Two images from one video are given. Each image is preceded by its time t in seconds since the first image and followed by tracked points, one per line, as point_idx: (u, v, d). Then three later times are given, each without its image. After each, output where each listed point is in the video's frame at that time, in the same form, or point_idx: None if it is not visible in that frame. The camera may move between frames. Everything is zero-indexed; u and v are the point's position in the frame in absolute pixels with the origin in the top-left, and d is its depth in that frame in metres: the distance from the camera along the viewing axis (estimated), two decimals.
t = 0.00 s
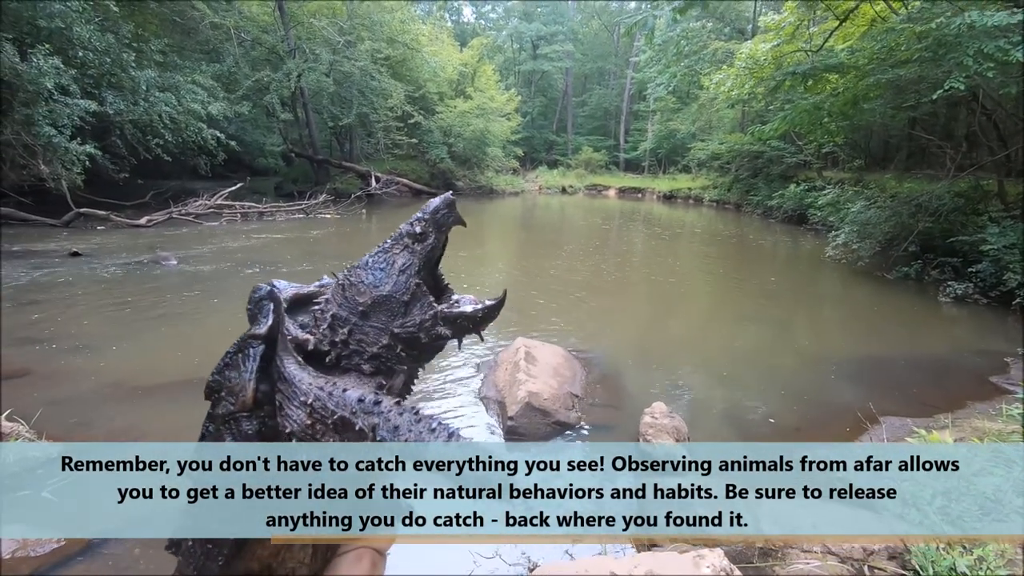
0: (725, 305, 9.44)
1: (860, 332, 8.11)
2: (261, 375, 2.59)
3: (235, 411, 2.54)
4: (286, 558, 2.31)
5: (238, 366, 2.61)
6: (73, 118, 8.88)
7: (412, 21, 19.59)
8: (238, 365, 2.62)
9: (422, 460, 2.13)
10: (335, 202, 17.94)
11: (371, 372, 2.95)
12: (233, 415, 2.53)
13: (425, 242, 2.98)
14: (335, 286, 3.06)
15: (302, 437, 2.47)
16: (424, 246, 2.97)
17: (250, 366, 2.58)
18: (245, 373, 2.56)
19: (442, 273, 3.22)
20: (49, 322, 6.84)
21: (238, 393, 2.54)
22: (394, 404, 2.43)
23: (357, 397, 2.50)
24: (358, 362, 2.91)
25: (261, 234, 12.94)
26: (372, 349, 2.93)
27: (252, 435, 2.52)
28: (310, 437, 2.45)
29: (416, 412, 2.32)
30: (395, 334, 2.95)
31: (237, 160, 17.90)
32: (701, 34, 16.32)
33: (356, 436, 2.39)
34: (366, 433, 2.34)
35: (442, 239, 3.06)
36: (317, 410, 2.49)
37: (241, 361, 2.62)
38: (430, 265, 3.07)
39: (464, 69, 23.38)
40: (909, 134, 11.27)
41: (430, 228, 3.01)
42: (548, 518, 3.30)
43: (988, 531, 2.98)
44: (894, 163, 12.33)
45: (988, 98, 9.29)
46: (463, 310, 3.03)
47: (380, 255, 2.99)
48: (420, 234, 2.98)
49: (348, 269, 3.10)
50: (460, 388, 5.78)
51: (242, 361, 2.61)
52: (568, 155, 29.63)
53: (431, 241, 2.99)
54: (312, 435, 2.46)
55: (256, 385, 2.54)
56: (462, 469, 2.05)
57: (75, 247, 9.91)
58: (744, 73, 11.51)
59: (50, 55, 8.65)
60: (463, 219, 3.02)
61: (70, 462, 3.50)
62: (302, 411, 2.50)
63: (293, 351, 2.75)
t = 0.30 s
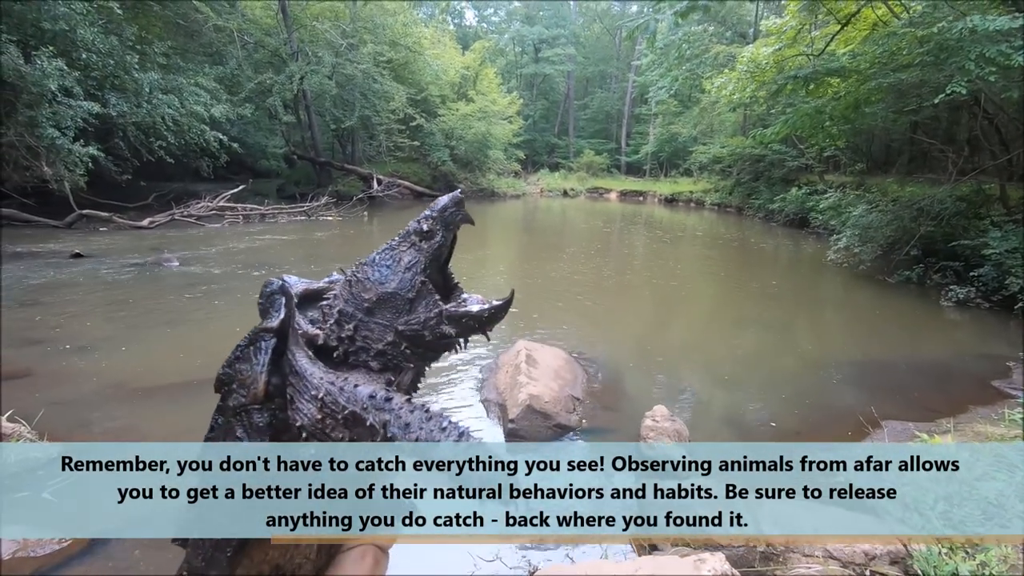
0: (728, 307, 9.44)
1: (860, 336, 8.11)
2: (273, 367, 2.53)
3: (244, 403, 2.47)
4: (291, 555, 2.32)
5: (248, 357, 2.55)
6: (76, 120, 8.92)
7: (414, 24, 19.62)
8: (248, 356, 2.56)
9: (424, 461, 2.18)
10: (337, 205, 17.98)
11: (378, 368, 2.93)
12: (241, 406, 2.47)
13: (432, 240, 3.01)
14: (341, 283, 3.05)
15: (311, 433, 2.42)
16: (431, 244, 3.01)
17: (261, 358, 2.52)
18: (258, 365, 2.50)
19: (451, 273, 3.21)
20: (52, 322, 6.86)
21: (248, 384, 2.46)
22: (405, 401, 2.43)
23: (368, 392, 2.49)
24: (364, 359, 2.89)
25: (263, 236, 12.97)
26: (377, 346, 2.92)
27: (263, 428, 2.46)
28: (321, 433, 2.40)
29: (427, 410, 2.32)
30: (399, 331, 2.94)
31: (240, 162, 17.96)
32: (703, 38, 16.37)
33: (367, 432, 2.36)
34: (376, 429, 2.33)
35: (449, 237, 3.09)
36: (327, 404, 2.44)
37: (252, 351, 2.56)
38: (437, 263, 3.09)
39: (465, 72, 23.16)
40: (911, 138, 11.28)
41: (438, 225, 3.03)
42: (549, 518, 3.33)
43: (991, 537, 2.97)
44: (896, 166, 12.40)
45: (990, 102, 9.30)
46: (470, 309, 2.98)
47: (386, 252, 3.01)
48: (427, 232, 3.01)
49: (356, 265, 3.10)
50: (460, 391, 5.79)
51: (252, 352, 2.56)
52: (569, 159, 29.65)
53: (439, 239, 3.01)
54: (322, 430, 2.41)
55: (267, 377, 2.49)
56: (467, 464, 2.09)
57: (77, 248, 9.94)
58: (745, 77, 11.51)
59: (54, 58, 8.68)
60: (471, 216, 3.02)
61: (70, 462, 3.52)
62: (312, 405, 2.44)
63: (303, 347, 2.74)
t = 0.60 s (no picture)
0: (727, 309, 9.48)
1: (859, 338, 8.11)
2: (271, 369, 2.51)
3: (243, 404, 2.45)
4: (291, 556, 2.34)
5: (247, 356, 2.55)
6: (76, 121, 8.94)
7: (414, 26, 19.67)
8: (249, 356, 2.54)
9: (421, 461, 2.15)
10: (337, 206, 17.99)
11: (377, 371, 2.93)
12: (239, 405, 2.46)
13: (430, 244, 2.96)
14: (342, 285, 3.07)
15: (310, 433, 2.40)
16: (429, 248, 2.96)
17: (260, 361, 2.50)
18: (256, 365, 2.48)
19: (451, 276, 3.16)
20: (52, 323, 6.86)
21: (246, 384, 2.45)
22: (404, 404, 2.40)
23: (367, 394, 2.44)
24: (362, 361, 2.89)
25: (264, 238, 12.97)
26: (375, 348, 2.91)
27: (261, 429, 2.43)
28: (320, 433, 2.39)
29: (426, 413, 2.31)
30: (396, 334, 2.93)
31: (240, 163, 17.95)
32: (703, 41, 16.40)
33: (366, 434, 2.33)
34: (374, 431, 2.30)
35: (448, 241, 3.02)
36: (327, 406, 2.42)
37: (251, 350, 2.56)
38: (435, 267, 3.04)
39: (466, 73, 23.54)
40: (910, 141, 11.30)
41: (436, 229, 2.97)
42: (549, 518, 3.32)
43: (992, 540, 2.96)
44: (896, 168, 12.41)
45: (990, 105, 9.32)
46: (467, 313, 2.99)
47: (384, 255, 3.00)
48: (425, 235, 2.97)
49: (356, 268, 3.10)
50: (460, 393, 5.79)
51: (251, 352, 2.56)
52: (569, 160, 29.64)
53: (436, 242, 2.96)
54: (322, 431, 2.40)
55: (265, 379, 2.46)
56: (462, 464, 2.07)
57: (77, 249, 9.94)
58: (745, 79, 11.50)
59: (54, 59, 8.69)
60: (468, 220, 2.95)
61: (69, 463, 3.54)
62: (312, 406, 2.43)
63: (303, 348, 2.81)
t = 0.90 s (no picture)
0: (728, 310, 9.48)
1: (858, 339, 8.11)
2: (276, 362, 2.46)
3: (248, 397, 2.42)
4: (297, 550, 2.30)
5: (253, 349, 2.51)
6: (77, 121, 8.98)
7: (415, 27, 19.68)
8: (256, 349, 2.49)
9: (423, 460, 2.16)
10: (338, 206, 17.99)
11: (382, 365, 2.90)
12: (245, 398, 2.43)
13: (438, 240, 3.00)
14: (349, 279, 3.03)
15: (315, 428, 2.38)
16: (437, 243, 2.99)
17: (266, 354, 2.45)
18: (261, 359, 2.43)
19: (458, 272, 3.17)
20: (52, 323, 6.86)
21: (253, 379, 2.41)
22: (410, 400, 2.43)
23: (373, 391, 2.47)
24: (368, 356, 2.85)
25: (264, 237, 12.97)
26: (380, 343, 2.89)
27: (265, 422, 2.39)
28: (324, 428, 2.37)
29: (431, 410, 2.34)
30: (402, 329, 2.92)
31: (240, 163, 17.92)
32: (704, 41, 16.39)
33: (371, 431, 2.35)
34: (379, 427, 2.32)
35: (456, 237, 3.06)
36: (333, 400, 2.42)
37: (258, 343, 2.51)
38: (443, 263, 3.06)
39: (467, 73, 23.59)
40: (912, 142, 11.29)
41: (444, 224, 3.00)
42: (549, 518, 3.34)
43: (993, 541, 2.96)
44: (897, 169, 12.41)
45: (991, 106, 9.30)
46: (475, 309, 2.99)
47: (393, 249, 3.00)
48: (433, 231, 3.00)
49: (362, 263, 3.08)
50: (460, 393, 5.79)
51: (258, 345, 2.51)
52: (570, 161, 29.61)
53: (445, 238, 2.99)
54: (326, 426, 2.38)
55: (270, 372, 2.41)
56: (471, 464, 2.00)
57: (77, 249, 9.94)
58: (746, 80, 11.32)
59: (55, 58, 8.71)
60: (477, 217, 3.01)
61: (69, 463, 3.55)
62: (317, 400, 2.41)
63: (309, 341, 2.67)
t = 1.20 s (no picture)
0: (729, 309, 9.45)
1: (857, 338, 8.10)
2: (267, 352, 2.44)
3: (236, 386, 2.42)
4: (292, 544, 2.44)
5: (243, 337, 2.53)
6: (78, 118, 9.08)
7: (416, 25, 19.66)
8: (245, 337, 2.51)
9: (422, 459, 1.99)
10: (338, 205, 17.98)
11: (378, 357, 2.75)
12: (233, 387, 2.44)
13: (434, 226, 2.88)
14: (342, 268, 2.91)
15: (308, 419, 2.27)
16: (433, 230, 2.88)
17: (256, 342, 2.45)
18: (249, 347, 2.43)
19: (456, 262, 3.08)
20: (52, 320, 6.87)
21: (241, 365, 2.42)
22: (407, 392, 2.23)
23: (368, 380, 2.27)
24: (362, 346, 2.70)
25: (265, 235, 12.97)
26: (374, 333, 2.74)
27: (255, 413, 2.40)
28: (317, 420, 2.24)
29: (431, 402, 2.15)
30: (397, 319, 2.78)
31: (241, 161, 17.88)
32: (706, 39, 16.33)
33: (365, 422, 2.18)
34: (373, 419, 2.15)
35: (453, 224, 2.94)
36: (326, 391, 2.26)
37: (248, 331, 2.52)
38: (439, 251, 2.95)
39: (468, 71, 23.57)
40: (913, 141, 11.28)
41: (440, 210, 2.90)
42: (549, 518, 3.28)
43: (995, 539, 2.96)
44: (897, 169, 12.41)
45: (993, 105, 9.26)
46: (472, 299, 2.91)
47: (387, 236, 2.89)
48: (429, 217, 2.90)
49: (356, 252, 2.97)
50: (461, 391, 5.79)
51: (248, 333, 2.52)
52: (571, 159, 29.57)
53: (441, 224, 2.88)
54: (320, 418, 2.25)
55: (260, 362, 2.40)
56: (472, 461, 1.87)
57: (78, 247, 9.94)
58: (748, 79, 11.32)
59: (56, 56, 8.71)
60: (475, 202, 2.90)
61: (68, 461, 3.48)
62: (311, 391, 2.28)
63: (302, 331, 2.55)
